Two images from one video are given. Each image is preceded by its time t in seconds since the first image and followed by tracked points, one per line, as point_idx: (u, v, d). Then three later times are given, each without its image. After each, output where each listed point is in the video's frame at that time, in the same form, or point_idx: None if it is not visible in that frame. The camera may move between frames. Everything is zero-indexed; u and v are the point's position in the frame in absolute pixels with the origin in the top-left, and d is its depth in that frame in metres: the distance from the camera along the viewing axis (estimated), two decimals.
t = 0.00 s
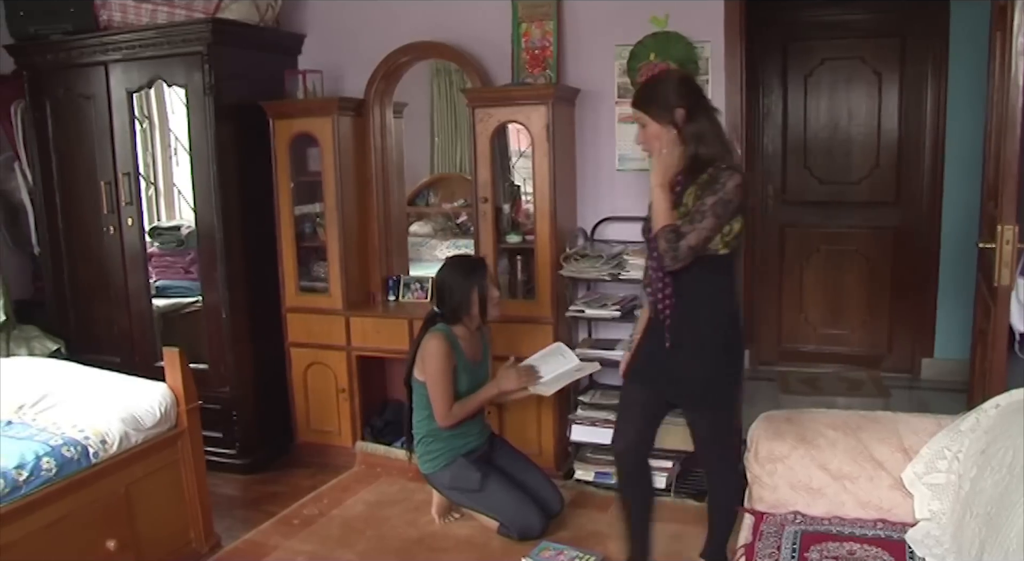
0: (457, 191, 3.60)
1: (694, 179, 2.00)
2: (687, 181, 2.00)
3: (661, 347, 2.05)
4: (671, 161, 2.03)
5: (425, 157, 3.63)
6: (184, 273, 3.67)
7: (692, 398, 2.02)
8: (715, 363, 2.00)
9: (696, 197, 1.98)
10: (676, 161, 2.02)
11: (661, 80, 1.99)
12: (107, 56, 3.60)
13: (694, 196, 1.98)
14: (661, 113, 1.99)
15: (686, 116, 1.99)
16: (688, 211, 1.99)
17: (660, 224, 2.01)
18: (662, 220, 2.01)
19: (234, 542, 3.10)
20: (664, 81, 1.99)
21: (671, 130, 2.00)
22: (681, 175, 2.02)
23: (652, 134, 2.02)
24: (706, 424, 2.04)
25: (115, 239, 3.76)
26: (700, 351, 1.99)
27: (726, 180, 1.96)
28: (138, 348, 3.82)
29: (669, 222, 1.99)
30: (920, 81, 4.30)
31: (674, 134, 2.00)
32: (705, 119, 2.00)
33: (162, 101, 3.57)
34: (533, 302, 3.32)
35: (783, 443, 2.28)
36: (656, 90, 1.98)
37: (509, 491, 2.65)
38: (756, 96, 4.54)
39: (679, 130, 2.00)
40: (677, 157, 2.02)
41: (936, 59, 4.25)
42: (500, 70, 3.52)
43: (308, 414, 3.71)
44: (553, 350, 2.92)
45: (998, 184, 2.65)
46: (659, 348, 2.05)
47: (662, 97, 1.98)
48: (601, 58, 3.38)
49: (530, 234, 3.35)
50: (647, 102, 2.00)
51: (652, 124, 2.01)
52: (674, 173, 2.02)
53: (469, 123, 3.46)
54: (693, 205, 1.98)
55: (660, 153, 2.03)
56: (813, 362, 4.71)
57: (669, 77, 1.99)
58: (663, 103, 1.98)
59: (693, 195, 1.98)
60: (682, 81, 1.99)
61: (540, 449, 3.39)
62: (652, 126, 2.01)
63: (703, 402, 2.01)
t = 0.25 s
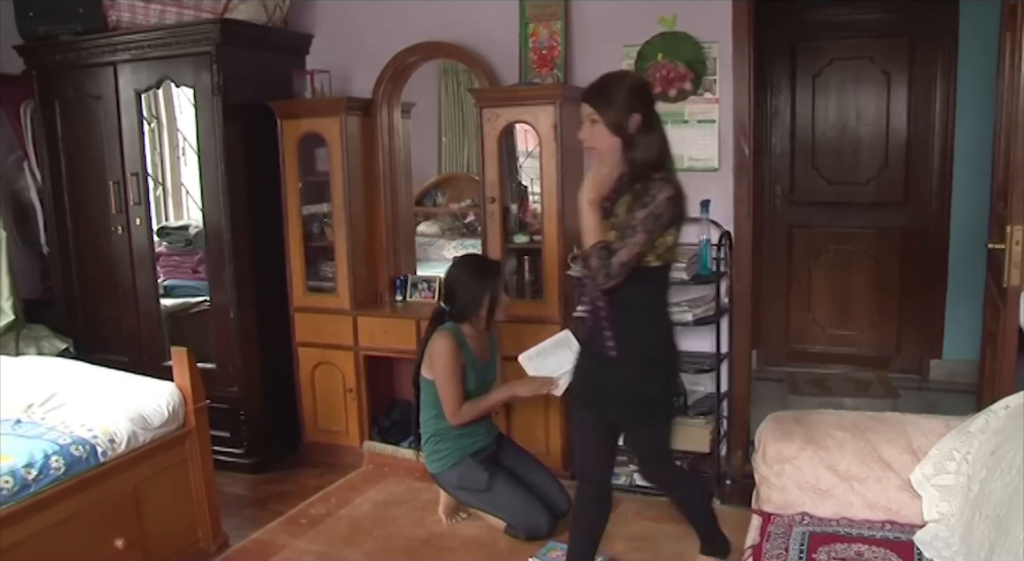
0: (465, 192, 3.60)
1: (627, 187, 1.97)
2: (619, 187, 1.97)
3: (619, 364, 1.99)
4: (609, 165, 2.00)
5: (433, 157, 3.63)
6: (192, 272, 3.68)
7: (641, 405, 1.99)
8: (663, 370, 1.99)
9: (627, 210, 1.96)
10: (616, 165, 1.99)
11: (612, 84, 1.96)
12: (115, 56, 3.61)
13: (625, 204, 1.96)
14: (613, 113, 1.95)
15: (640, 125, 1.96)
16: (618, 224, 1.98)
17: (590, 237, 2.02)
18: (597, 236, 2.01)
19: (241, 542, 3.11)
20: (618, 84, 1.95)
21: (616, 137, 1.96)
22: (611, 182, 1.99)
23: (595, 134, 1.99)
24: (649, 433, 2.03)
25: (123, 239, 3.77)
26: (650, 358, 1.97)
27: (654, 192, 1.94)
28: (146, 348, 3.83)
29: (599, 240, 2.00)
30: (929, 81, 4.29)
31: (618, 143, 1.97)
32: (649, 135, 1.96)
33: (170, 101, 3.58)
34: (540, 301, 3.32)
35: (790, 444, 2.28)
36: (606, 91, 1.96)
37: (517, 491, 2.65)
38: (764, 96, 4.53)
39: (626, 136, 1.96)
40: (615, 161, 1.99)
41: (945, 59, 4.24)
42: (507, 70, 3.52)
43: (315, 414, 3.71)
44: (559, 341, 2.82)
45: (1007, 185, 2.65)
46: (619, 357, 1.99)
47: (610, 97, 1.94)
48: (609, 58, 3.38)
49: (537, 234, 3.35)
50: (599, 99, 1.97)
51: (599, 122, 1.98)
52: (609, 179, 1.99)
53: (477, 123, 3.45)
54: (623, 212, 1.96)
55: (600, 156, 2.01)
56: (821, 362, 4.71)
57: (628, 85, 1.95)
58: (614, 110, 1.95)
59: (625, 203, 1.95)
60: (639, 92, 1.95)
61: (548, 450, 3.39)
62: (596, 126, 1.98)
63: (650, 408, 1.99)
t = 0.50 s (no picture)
0: (472, 192, 3.59)
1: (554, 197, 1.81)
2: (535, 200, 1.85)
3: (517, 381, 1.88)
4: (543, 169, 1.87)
5: (440, 157, 3.64)
6: (200, 272, 3.69)
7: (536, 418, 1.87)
8: (559, 386, 1.82)
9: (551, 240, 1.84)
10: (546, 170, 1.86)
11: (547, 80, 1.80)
12: (124, 56, 3.62)
13: (540, 227, 1.85)
14: (553, 110, 1.79)
15: (583, 125, 1.81)
16: (543, 250, 1.84)
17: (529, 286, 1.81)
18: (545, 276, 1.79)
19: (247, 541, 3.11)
20: (561, 78, 1.79)
21: (556, 136, 1.81)
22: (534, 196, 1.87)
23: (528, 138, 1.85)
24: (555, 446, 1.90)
25: (131, 238, 3.78)
26: (547, 374, 1.83)
27: (581, 195, 1.78)
28: (153, 347, 3.84)
29: (552, 283, 1.77)
30: (937, 81, 4.27)
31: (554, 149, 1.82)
32: (590, 137, 1.82)
33: (178, 101, 3.59)
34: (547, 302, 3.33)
35: (798, 444, 2.28)
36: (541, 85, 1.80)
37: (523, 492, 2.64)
38: (771, 96, 4.52)
39: (565, 135, 1.81)
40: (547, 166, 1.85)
41: (953, 58, 4.23)
42: (514, 70, 3.52)
43: (322, 413, 3.72)
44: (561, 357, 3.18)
45: (1016, 185, 2.64)
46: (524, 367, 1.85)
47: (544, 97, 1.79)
48: (617, 58, 3.37)
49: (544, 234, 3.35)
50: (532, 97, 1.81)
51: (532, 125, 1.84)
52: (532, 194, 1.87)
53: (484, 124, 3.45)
54: (542, 232, 1.84)
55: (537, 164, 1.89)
56: (828, 363, 4.70)
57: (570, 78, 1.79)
58: (552, 106, 1.79)
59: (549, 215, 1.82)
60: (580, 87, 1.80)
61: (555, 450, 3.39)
62: (532, 131, 1.82)
63: (547, 420, 1.86)
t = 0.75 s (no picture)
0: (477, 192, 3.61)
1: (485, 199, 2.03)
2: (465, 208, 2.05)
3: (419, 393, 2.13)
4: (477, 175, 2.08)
5: (448, 157, 3.64)
6: (207, 271, 3.69)
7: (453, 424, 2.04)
8: (471, 390, 2.01)
9: (483, 246, 2.03)
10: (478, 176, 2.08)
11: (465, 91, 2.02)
12: (133, 56, 3.63)
13: (472, 230, 2.04)
14: (476, 116, 2.00)
15: (508, 127, 2.03)
16: (487, 255, 2.04)
17: (507, 303, 2.00)
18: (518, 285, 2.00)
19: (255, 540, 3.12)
20: (484, 84, 2.01)
21: (481, 141, 2.03)
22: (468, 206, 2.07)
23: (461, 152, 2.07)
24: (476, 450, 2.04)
25: (140, 238, 3.79)
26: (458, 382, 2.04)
27: (506, 193, 1.99)
28: (162, 346, 3.85)
29: (530, 286, 1.98)
30: (947, 81, 4.25)
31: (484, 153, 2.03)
32: (515, 138, 2.04)
33: (187, 101, 3.59)
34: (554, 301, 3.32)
35: (806, 445, 2.27)
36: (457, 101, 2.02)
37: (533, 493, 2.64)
38: (779, 96, 4.52)
39: (491, 139, 2.02)
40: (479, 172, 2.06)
41: (963, 58, 4.21)
42: (523, 70, 3.52)
43: (330, 412, 3.72)
44: (577, 354, 3.11)
45: None
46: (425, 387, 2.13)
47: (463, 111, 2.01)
48: (625, 58, 3.37)
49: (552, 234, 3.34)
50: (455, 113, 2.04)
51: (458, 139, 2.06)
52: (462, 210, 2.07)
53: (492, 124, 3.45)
54: (480, 236, 2.03)
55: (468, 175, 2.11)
56: (837, 363, 4.69)
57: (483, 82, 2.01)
58: (475, 113, 2.00)
59: (479, 220, 2.02)
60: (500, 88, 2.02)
61: (562, 450, 3.40)
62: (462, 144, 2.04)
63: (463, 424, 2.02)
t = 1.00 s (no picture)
0: (483, 192, 3.59)
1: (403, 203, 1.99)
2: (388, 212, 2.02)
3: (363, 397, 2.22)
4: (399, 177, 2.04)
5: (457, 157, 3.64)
6: (217, 270, 3.71)
7: (394, 421, 2.08)
8: (398, 392, 2.05)
9: (399, 252, 2.00)
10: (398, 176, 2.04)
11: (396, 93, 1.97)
12: (143, 56, 3.64)
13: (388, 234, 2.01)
14: (400, 123, 1.95)
15: (430, 132, 1.97)
16: (397, 262, 2.01)
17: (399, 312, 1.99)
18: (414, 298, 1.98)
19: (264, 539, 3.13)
20: (415, 87, 1.96)
21: (404, 147, 1.97)
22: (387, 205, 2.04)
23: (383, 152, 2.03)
24: (416, 442, 2.05)
25: (150, 237, 3.80)
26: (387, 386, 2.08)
27: (423, 205, 1.95)
28: (172, 345, 3.86)
29: (426, 302, 1.97)
30: (958, 81, 4.23)
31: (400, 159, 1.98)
32: (436, 143, 1.98)
33: (197, 100, 3.61)
34: (563, 302, 3.32)
35: (816, 445, 2.27)
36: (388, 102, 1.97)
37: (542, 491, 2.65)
38: (789, 96, 4.51)
39: (413, 145, 1.97)
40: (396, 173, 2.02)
41: (975, 58, 4.19)
42: (532, 70, 3.52)
43: (339, 412, 3.73)
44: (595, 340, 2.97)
45: None
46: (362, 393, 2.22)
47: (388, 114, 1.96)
48: (635, 58, 3.37)
49: (562, 234, 3.35)
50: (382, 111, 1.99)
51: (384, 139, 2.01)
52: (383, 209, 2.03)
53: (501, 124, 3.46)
54: (393, 241, 2.00)
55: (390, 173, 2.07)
56: (846, 364, 4.67)
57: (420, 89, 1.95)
58: (399, 119, 1.95)
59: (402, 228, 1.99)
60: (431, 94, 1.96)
61: (571, 450, 3.39)
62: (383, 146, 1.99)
63: (398, 425, 2.05)
